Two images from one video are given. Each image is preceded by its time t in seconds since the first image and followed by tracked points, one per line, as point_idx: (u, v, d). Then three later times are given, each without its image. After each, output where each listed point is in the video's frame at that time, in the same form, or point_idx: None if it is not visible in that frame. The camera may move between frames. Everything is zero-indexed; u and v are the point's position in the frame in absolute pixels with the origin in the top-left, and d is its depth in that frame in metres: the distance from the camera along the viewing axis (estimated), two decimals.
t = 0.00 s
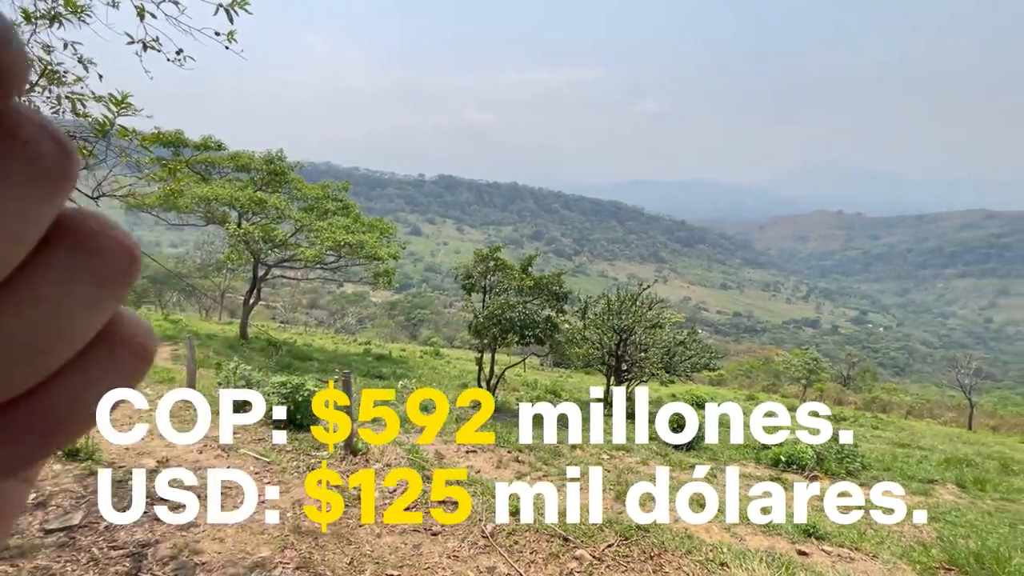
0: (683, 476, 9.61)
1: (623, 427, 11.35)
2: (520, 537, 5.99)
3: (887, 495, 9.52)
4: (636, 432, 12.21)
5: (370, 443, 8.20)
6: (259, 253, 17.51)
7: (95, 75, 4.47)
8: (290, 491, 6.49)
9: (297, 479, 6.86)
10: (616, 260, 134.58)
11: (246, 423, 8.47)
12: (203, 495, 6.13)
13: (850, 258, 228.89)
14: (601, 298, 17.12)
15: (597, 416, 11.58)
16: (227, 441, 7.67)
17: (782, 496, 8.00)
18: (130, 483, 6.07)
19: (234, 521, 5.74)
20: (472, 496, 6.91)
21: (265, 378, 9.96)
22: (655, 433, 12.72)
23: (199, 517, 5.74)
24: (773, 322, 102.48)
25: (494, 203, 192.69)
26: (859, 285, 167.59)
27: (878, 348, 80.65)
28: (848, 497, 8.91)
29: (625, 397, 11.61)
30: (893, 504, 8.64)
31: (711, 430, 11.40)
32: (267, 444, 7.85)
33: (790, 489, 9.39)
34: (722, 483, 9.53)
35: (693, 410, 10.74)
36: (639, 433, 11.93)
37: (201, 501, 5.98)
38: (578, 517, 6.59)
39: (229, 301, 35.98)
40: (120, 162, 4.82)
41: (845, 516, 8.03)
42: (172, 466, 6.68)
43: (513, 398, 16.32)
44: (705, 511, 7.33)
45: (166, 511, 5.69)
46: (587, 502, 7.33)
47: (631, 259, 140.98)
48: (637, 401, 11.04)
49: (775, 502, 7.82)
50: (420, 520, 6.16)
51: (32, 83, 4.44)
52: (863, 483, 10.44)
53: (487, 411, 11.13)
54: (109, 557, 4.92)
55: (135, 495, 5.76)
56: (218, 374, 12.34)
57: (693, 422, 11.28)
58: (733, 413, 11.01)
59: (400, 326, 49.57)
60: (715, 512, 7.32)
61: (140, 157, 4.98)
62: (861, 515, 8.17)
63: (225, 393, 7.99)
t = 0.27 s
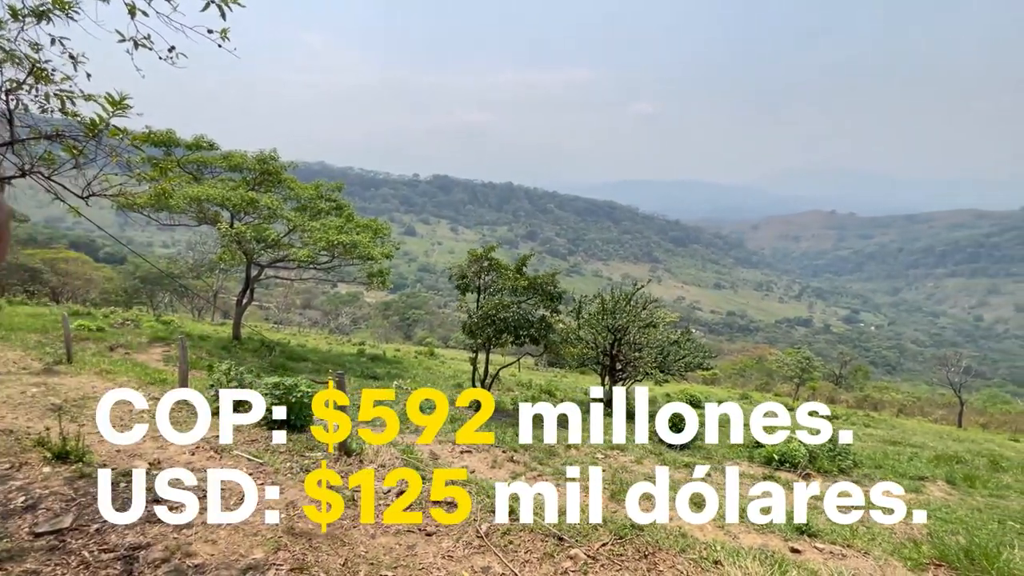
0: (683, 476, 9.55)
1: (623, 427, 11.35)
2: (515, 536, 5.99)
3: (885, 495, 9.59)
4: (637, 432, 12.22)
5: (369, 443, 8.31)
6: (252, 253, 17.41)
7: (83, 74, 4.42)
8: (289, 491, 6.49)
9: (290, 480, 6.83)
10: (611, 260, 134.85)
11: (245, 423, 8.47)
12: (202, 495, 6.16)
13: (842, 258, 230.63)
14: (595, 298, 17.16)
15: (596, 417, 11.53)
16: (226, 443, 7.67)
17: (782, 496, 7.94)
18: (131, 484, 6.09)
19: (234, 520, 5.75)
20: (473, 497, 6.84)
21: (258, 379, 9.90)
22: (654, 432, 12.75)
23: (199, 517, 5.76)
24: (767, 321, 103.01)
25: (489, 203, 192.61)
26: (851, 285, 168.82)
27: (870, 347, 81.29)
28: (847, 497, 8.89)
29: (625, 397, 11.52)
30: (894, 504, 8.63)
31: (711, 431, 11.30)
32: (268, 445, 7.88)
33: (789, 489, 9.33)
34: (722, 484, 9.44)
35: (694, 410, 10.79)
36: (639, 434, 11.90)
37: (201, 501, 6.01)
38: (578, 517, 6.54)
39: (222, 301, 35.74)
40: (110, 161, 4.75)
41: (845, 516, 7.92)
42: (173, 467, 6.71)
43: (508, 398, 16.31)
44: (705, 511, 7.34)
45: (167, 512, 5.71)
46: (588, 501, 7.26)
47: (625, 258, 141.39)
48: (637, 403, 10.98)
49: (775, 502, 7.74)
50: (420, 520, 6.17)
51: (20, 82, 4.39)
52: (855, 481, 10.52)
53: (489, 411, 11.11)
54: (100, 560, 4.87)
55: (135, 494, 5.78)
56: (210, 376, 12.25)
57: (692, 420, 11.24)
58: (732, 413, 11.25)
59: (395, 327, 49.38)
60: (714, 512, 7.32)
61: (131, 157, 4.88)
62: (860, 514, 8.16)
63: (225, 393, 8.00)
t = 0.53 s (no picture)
0: (683, 476, 9.51)
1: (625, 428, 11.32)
2: (511, 535, 5.99)
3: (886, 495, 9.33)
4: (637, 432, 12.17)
5: (367, 442, 8.27)
6: (245, 253, 17.31)
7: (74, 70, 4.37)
8: (289, 492, 6.45)
9: (285, 480, 6.79)
10: (605, 259, 135.12)
11: (246, 423, 8.45)
12: (202, 495, 6.14)
13: (835, 257, 232.23)
14: (590, 297, 17.17)
15: (595, 416, 11.43)
16: (227, 443, 7.63)
17: (783, 497, 7.85)
18: (130, 485, 6.07)
19: (234, 520, 5.73)
20: (473, 497, 6.81)
21: (252, 379, 9.84)
22: (653, 432, 12.72)
23: (198, 517, 5.75)
24: (760, 320, 103.56)
25: (483, 203, 192.56)
26: (844, 284, 169.97)
27: (863, 345, 81.95)
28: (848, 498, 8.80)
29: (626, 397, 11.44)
30: (894, 504, 8.57)
31: (711, 430, 11.11)
32: (268, 445, 7.83)
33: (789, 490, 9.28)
34: (722, 484, 9.38)
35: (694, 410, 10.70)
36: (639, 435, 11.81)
37: (201, 501, 6.00)
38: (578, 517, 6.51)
39: (215, 301, 35.54)
40: (102, 159, 4.71)
41: (846, 517, 7.79)
42: (171, 467, 6.70)
43: (503, 397, 16.32)
44: (705, 511, 7.28)
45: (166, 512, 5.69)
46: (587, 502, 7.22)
47: (619, 258, 141.81)
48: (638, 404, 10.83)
49: (774, 502, 7.71)
50: (420, 520, 6.14)
51: (9, 77, 4.34)
52: (848, 478, 10.59)
53: (489, 410, 11.07)
54: (92, 562, 4.82)
55: (134, 495, 5.77)
56: (204, 376, 12.18)
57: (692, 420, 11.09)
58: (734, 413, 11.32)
59: (390, 326, 49.28)
60: (714, 512, 7.27)
61: (124, 154, 4.81)
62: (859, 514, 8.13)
63: (225, 394, 7.95)
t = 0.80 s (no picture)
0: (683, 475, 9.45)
1: (625, 428, 11.28)
2: (508, 533, 5.98)
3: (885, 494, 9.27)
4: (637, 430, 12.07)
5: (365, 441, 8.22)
6: (239, 251, 17.20)
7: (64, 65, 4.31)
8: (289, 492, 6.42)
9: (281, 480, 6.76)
10: (601, 258, 135.32)
11: (247, 423, 8.41)
12: (203, 495, 6.13)
13: (828, 256, 233.61)
14: (586, 296, 17.19)
15: (595, 416, 11.28)
16: (226, 443, 7.56)
17: (783, 497, 7.75)
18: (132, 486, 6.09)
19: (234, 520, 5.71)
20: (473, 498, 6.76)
21: (246, 379, 9.77)
22: (652, 431, 12.63)
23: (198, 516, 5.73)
24: (755, 319, 104.01)
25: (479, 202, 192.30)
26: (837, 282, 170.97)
27: (856, 343, 82.52)
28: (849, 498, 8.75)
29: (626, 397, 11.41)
30: (894, 505, 8.50)
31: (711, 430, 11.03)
32: (268, 445, 7.77)
33: (790, 488, 9.20)
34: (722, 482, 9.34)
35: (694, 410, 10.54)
36: (640, 435, 11.69)
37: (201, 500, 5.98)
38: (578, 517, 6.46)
39: (209, 301, 35.26)
40: (93, 155, 4.64)
41: (846, 516, 7.69)
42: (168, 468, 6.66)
43: (499, 396, 16.31)
44: (706, 511, 7.18)
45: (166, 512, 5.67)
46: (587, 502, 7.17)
47: (615, 257, 141.99)
48: (637, 403, 10.77)
49: (775, 502, 7.61)
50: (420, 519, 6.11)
51: None
52: (843, 474, 10.65)
53: (488, 411, 10.99)
54: (85, 563, 4.77)
55: (135, 495, 5.78)
56: (198, 376, 12.10)
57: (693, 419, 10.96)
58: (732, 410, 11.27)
59: (385, 325, 49.13)
60: (714, 512, 7.19)
61: (115, 150, 4.75)
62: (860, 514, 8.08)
63: (225, 394, 7.95)
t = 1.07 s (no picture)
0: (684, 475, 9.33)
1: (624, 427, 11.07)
2: (505, 531, 5.97)
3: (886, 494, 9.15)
4: (637, 429, 12.01)
5: (367, 441, 8.15)
6: (233, 250, 17.10)
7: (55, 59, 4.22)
8: (289, 492, 6.38)
9: (276, 478, 6.73)
10: (596, 256, 135.48)
11: (247, 423, 8.34)
12: (203, 495, 6.10)
13: (822, 254, 234.90)
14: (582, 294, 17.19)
15: (596, 416, 11.15)
16: (226, 443, 7.58)
17: (783, 496, 7.67)
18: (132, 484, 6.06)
19: (233, 521, 5.66)
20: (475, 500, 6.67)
21: (241, 378, 9.71)
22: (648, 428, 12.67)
23: (197, 517, 5.68)
24: (749, 317, 104.44)
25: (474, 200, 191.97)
26: (831, 281, 171.92)
27: (849, 341, 83.06)
28: (848, 497, 8.67)
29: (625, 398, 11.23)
30: (895, 504, 8.40)
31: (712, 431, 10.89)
32: (270, 445, 7.73)
33: (789, 488, 9.12)
34: (721, 481, 9.27)
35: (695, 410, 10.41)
36: (639, 435, 11.58)
37: (201, 500, 5.94)
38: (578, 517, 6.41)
39: (203, 300, 35.04)
40: (85, 152, 4.56)
41: (845, 516, 7.63)
42: (166, 468, 6.62)
43: (495, 394, 16.31)
44: (706, 511, 7.14)
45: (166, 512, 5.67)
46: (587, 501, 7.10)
47: (610, 255, 142.17)
48: (637, 403, 10.69)
49: (775, 502, 7.50)
50: (421, 520, 6.07)
51: None
52: (837, 471, 10.71)
53: (488, 411, 10.93)
54: (78, 563, 4.72)
55: (136, 494, 5.76)
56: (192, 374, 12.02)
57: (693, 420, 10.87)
58: (732, 411, 11.23)
59: (380, 324, 49.01)
60: (714, 512, 7.15)
61: (108, 147, 4.66)
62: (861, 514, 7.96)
63: (224, 393, 7.95)
